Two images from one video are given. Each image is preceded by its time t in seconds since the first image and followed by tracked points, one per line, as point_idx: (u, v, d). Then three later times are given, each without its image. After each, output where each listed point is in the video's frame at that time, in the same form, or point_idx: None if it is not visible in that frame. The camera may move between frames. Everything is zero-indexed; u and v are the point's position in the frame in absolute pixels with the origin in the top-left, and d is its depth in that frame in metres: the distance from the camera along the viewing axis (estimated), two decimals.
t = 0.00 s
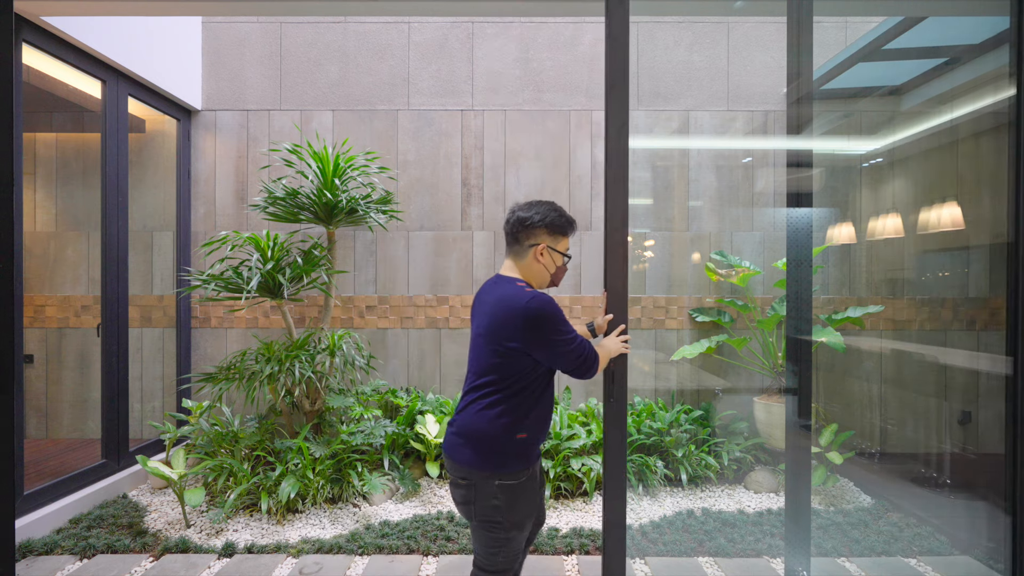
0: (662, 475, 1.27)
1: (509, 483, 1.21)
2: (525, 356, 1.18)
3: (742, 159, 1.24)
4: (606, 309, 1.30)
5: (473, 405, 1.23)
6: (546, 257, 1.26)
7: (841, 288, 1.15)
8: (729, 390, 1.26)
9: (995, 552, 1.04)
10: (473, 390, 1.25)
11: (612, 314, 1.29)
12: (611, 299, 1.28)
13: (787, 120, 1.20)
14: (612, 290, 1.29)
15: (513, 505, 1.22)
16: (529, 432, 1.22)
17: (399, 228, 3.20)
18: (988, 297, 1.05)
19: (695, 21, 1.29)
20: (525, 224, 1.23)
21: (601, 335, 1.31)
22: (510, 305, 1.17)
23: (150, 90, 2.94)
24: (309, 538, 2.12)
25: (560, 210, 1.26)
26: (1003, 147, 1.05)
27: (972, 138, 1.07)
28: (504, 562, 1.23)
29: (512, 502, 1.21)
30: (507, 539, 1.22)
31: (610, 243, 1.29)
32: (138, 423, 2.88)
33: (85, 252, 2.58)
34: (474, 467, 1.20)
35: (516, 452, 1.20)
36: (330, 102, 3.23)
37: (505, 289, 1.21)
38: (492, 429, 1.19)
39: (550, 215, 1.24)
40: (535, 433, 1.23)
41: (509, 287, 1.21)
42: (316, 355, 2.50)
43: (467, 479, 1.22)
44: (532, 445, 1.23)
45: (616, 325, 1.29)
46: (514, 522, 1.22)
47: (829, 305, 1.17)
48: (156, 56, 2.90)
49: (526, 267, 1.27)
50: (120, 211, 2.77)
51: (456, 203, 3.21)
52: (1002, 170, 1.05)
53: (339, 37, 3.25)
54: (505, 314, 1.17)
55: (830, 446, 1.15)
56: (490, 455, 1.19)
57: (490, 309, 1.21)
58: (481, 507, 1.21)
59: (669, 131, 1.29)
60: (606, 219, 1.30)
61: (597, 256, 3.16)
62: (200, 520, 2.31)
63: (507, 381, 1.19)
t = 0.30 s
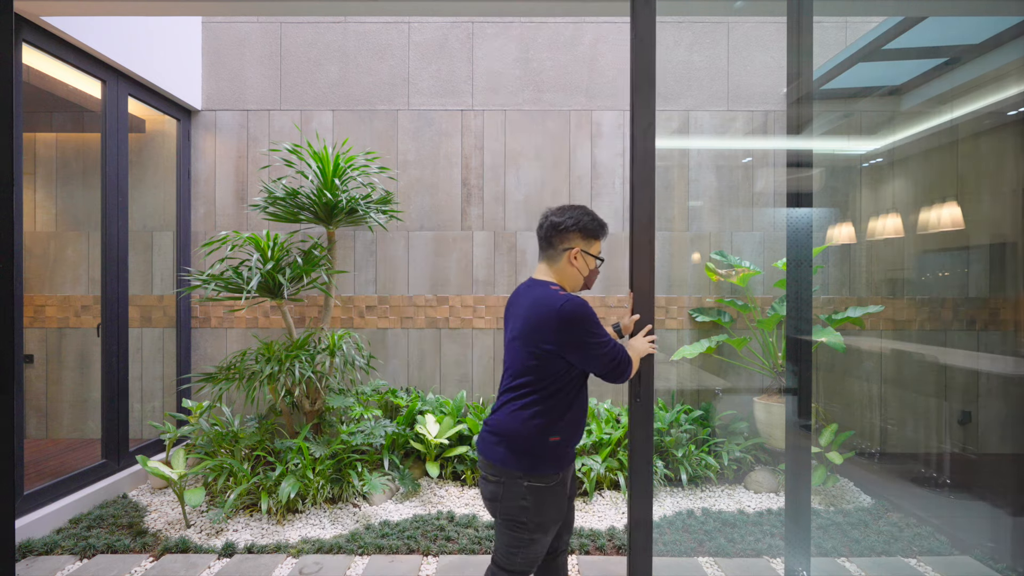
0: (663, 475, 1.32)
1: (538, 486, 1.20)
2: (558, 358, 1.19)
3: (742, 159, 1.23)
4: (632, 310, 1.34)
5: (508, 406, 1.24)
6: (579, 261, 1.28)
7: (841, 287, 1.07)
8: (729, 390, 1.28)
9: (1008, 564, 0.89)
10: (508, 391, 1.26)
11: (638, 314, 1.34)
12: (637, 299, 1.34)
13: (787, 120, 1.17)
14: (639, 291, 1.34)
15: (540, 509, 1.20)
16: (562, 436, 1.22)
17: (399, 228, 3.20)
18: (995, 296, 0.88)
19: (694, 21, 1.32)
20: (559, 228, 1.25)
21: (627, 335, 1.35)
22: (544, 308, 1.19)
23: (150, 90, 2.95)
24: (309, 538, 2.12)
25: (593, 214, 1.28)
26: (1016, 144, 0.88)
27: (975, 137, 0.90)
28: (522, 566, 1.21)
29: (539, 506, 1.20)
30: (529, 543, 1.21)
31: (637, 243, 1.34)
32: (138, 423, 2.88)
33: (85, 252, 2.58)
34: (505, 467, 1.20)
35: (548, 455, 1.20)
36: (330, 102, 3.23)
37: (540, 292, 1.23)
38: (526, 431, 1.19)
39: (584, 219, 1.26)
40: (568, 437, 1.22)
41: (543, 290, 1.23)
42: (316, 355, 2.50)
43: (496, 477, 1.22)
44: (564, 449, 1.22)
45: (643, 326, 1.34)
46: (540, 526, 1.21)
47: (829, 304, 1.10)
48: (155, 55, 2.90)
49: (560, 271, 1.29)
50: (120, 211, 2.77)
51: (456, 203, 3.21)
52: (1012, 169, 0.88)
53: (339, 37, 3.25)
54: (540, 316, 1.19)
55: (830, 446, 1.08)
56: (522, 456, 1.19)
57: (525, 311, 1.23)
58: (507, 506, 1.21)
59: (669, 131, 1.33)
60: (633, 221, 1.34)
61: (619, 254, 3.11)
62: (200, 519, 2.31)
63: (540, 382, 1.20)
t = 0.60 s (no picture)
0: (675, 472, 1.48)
1: (583, 479, 1.22)
2: (590, 356, 1.20)
3: (742, 159, 1.29)
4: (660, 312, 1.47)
5: (544, 403, 1.26)
6: (611, 261, 1.29)
7: (841, 287, 1.06)
8: (730, 390, 1.35)
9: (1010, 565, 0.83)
10: (542, 390, 1.27)
11: (665, 316, 1.46)
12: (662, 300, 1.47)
13: (787, 120, 1.19)
14: (666, 293, 1.47)
15: (589, 501, 1.22)
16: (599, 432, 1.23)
17: (399, 228, 3.20)
18: (995, 296, 0.83)
19: (699, 22, 1.43)
20: (592, 229, 1.28)
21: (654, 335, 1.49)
22: (575, 306, 1.21)
23: (150, 90, 2.95)
24: (309, 538, 2.12)
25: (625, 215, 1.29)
26: (1019, 143, 0.82)
27: (976, 137, 0.85)
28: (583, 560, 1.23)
29: (587, 499, 1.22)
30: (585, 536, 1.22)
31: (665, 244, 1.47)
32: (138, 423, 2.88)
33: (85, 251, 2.58)
34: (548, 464, 1.22)
35: (587, 451, 1.22)
36: (330, 102, 3.23)
37: (571, 291, 1.25)
38: (564, 427, 1.21)
39: (616, 220, 1.27)
40: (604, 433, 1.24)
41: (574, 290, 1.25)
42: (316, 355, 2.50)
43: (543, 475, 1.24)
44: (602, 443, 1.24)
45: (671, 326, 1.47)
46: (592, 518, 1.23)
47: (830, 304, 1.10)
48: (154, 55, 2.90)
49: (592, 271, 1.31)
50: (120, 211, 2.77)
51: (456, 203, 3.21)
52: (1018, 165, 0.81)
53: (339, 37, 3.25)
54: (571, 315, 1.21)
55: (830, 446, 1.08)
56: (564, 452, 1.21)
57: (557, 310, 1.25)
58: (558, 503, 1.23)
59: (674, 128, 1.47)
60: (661, 221, 1.48)
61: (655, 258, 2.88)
62: (200, 519, 2.31)
63: (573, 380, 1.22)
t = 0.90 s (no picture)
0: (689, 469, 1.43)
1: (621, 470, 1.22)
2: (612, 355, 1.20)
3: (742, 159, 1.29)
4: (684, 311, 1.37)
5: (566, 404, 1.24)
6: (634, 263, 1.29)
7: (841, 287, 1.06)
8: (729, 390, 1.33)
9: (1008, 564, 0.81)
10: (565, 387, 1.26)
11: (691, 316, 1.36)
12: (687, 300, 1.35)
13: (786, 120, 1.19)
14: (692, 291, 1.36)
15: (632, 490, 1.22)
16: (625, 428, 1.23)
17: (399, 228, 3.20)
18: (995, 296, 0.81)
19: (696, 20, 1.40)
20: (617, 230, 1.27)
21: (678, 335, 1.37)
22: (596, 306, 1.21)
23: (150, 90, 2.94)
24: (309, 538, 2.12)
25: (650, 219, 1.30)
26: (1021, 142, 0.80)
27: (976, 137, 0.84)
28: (639, 548, 1.22)
29: (628, 488, 1.22)
30: (635, 525, 1.22)
31: (690, 243, 1.35)
32: (138, 423, 2.88)
33: (85, 252, 2.58)
34: (582, 461, 1.21)
35: (616, 445, 1.21)
36: (330, 102, 3.23)
37: (593, 291, 1.24)
38: (589, 426, 1.20)
39: (641, 223, 1.27)
40: (631, 427, 1.24)
41: (595, 289, 1.24)
42: (316, 355, 2.50)
43: (581, 473, 1.22)
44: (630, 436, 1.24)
45: (695, 326, 1.36)
46: (638, 506, 1.22)
47: (830, 304, 1.10)
48: (154, 55, 2.89)
49: (615, 272, 1.30)
50: (120, 211, 2.77)
51: (456, 203, 3.21)
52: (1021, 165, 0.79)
53: (339, 37, 3.25)
54: (594, 313, 1.20)
55: (830, 446, 1.09)
56: (595, 448, 1.20)
57: (578, 310, 1.25)
58: (602, 497, 1.21)
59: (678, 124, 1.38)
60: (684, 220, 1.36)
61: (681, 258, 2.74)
62: (200, 519, 2.31)
63: (596, 379, 1.21)
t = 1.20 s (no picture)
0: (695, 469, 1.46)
1: (657, 473, 1.21)
2: (650, 358, 1.18)
3: (742, 159, 1.29)
4: (709, 311, 1.36)
5: (600, 407, 1.23)
6: (669, 265, 1.28)
7: (841, 287, 1.07)
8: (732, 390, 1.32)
9: (1008, 564, 0.80)
10: (598, 389, 1.25)
11: (715, 315, 1.35)
12: (711, 300, 1.34)
13: (786, 120, 1.19)
14: (717, 292, 1.34)
15: (666, 493, 1.22)
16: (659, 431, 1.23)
17: (399, 228, 3.20)
18: (996, 296, 0.81)
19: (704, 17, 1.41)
20: (653, 231, 1.26)
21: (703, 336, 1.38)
22: (634, 308, 1.19)
23: (150, 90, 2.95)
24: (309, 538, 2.12)
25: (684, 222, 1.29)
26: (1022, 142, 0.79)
27: (976, 137, 0.83)
28: (668, 551, 1.22)
29: (662, 491, 1.21)
30: (666, 528, 1.22)
31: (714, 243, 1.32)
32: (138, 423, 2.88)
33: (85, 251, 2.58)
34: (618, 463, 1.20)
35: (651, 447, 1.21)
36: (330, 102, 3.23)
37: (629, 293, 1.23)
38: (624, 429, 1.19)
39: (677, 225, 1.27)
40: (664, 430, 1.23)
41: (631, 292, 1.23)
42: (316, 355, 2.50)
43: (616, 475, 1.21)
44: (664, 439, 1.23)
45: (720, 326, 1.34)
46: (670, 510, 1.22)
47: (830, 304, 1.10)
48: (153, 55, 2.89)
49: (649, 274, 1.29)
50: (120, 211, 2.77)
51: (456, 203, 3.21)
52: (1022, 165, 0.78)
53: (339, 37, 3.25)
54: (630, 316, 1.19)
55: (830, 446, 1.09)
56: (631, 450, 1.19)
57: (614, 312, 1.23)
58: (635, 500, 1.21)
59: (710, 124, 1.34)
60: (709, 222, 1.33)
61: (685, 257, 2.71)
62: (200, 519, 2.31)
63: (632, 382, 1.20)
